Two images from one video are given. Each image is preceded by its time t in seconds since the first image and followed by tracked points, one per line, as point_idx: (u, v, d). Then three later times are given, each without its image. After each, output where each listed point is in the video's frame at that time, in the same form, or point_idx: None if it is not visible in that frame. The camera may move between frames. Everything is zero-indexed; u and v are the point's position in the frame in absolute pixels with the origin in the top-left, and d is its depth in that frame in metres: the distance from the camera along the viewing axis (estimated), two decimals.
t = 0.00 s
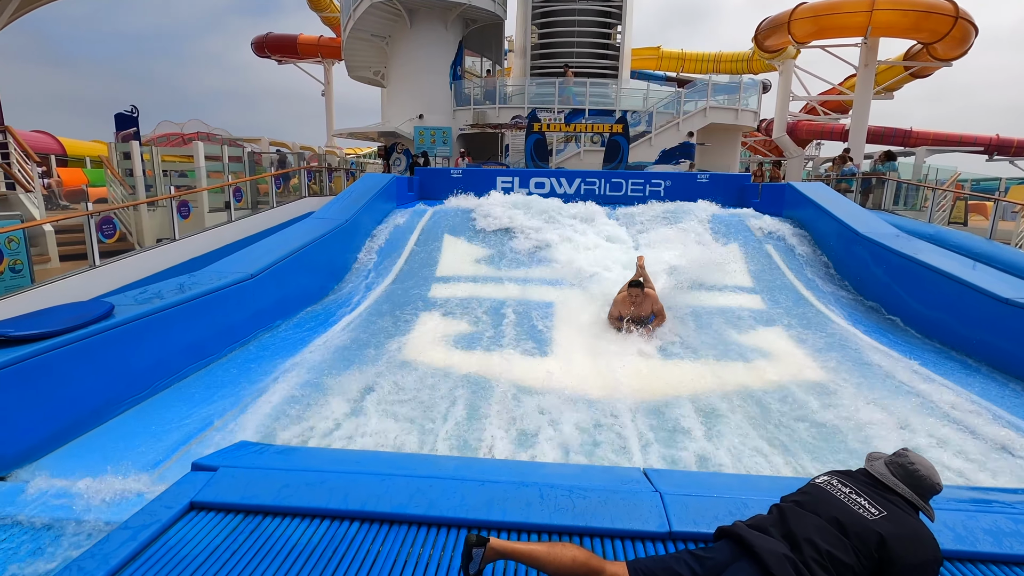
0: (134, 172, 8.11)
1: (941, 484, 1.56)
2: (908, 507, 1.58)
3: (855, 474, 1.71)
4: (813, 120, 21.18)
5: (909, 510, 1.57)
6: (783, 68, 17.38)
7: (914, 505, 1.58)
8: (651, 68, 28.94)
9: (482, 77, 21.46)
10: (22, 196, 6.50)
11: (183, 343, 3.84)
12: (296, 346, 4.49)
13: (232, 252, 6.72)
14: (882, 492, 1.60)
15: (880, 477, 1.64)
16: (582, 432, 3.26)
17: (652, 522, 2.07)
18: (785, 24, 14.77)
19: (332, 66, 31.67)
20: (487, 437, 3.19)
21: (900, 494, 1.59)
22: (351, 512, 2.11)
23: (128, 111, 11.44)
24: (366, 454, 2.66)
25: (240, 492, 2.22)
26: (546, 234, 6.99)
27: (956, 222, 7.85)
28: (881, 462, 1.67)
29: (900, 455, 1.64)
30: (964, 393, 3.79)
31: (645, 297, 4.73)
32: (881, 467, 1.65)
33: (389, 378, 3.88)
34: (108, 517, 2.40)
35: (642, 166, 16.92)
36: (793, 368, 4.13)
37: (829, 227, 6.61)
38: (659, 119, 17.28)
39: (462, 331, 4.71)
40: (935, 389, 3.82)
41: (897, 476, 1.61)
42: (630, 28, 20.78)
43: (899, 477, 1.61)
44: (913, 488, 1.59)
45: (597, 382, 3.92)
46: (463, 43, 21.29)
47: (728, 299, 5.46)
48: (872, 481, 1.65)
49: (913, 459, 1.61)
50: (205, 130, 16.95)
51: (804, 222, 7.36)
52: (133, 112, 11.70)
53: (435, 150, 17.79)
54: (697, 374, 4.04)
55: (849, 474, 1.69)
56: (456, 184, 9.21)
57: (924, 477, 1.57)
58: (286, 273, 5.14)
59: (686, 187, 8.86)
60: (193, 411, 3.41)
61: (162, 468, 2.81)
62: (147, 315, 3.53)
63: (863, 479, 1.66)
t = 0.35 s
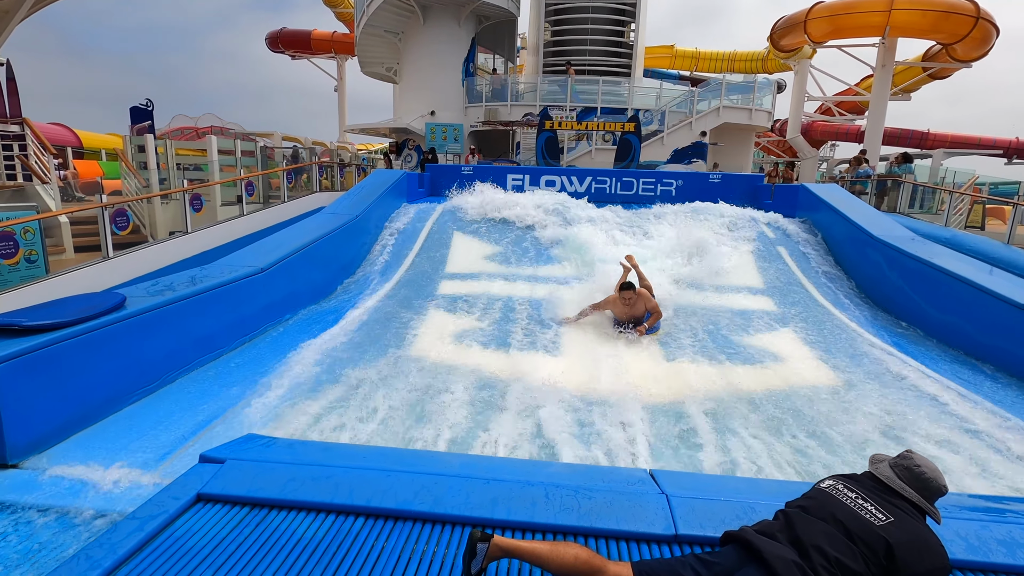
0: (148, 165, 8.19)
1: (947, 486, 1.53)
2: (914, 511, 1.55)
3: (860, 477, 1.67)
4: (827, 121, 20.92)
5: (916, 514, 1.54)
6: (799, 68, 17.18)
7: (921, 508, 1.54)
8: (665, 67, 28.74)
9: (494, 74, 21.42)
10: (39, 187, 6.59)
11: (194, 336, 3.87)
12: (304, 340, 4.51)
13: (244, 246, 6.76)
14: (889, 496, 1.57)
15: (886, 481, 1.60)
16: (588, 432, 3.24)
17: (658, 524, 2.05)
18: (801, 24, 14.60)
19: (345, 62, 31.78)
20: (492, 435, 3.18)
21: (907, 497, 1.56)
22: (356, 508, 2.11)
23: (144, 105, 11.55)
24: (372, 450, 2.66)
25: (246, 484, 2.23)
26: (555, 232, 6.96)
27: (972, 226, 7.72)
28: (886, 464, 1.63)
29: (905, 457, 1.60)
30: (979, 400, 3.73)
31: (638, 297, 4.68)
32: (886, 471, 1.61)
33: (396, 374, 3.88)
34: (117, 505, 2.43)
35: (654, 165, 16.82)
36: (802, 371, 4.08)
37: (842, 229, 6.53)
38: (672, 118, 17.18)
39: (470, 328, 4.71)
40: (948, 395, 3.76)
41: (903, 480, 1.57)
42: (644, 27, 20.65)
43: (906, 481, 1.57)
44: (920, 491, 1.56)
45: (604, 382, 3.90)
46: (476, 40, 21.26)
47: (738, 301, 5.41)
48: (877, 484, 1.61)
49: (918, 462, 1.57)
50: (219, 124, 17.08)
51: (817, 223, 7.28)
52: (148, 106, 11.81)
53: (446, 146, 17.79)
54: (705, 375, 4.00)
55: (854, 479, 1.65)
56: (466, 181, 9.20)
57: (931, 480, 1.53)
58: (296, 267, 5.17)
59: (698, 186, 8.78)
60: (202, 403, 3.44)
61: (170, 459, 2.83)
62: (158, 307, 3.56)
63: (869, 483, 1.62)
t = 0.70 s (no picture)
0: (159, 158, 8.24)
1: (950, 488, 1.52)
2: (919, 514, 1.54)
3: (863, 478, 1.66)
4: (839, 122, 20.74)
5: (920, 517, 1.53)
6: (810, 68, 17.05)
7: (925, 511, 1.53)
8: (675, 65, 28.60)
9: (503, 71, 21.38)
10: (51, 178, 6.64)
11: (202, 328, 3.90)
12: (312, 334, 4.53)
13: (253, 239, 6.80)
14: (892, 499, 1.55)
15: (889, 484, 1.59)
16: (593, 431, 3.24)
17: (663, 524, 2.05)
18: (814, 23, 14.47)
19: (354, 57, 31.83)
20: (498, 432, 3.18)
21: (912, 500, 1.54)
22: (362, 502, 2.12)
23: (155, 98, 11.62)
24: (378, 445, 2.67)
25: (253, 477, 2.24)
26: (563, 231, 6.95)
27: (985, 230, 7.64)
28: (890, 467, 1.62)
29: (908, 459, 1.59)
30: (989, 405, 3.69)
31: (615, 293, 4.65)
32: (890, 473, 1.60)
33: (402, 370, 3.89)
34: (126, 495, 2.45)
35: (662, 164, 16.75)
36: (810, 373, 4.06)
37: (853, 231, 6.47)
38: (682, 117, 17.10)
39: (476, 325, 4.71)
40: (958, 400, 3.72)
41: (907, 482, 1.56)
42: (655, 25, 20.53)
43: (910, 483, 1.56)
44: (924, 493, 1.55)
45: (610, 381, 3.89)
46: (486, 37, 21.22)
47: (746, 302, 5.38)
48: (881, 486, 1.60)
49: (922, 464, 1.56)
50: (229, 119, 17.15)
51: (827, 225, 7.23)
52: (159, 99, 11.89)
53: (454, 143, 17.81)
54: (712, 376, 3.99)
55: (858, 481, 1.64)
56: (474, 178, 9.20)
57: (934, 483, 1.52)
58: (305, 262, 5.19)
59: (707, 186, 8.73)
60: (210, 395, 3.46)
61: (178, 451, 2.86)
62: (168, 299, 3.58)
63: (873, 485, 1.61)
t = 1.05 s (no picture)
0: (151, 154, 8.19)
1: (925, 483, 1.57)
2: (898, 510, 1.57)
3: (844, 476, 1.69)
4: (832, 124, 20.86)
5: (899, 512, 1.57)
6: (804, 70, 17.15)
7: (903, 506, 1.58)
8: (670, 66, 28.70)
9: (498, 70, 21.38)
10: (41, 173, 6.58)
11: (195, 325, 3.88)
12: (305, 332, 4.52)
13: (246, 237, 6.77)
14: (874, 496, 1.59)
15: (869, 480, 1.63)
16: (587, 430, 3.25)
17: (654, 523, 2.06)
18: (808, 26, 14.57)
19: (349, 55, 31.74)
20: (490, 431, 3.19)
21: (891, 496, 1.58)
22: (354, 500, 2.12)
23: (148, 94, 11.55)
24: (370, 443, 2.67)
25: (245, 475, 2.24)
26: (557, 231, 6.97)
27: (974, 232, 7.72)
28: (869, 463, 1.66)
29: (886, 456, 1.64)
30: (976, 406, 3.73)
31: (568, 291, 4.68)
32: (870, 470, 1.64)
33: (396, 369, 3.89)
34: (117, 494, 2.44)
35: (657, 165, 16.80)
36: (801, 373, 4.09)
37: (845, 233, 6.52)
38: (676, 118, 17.17)
39: (470, 324, 4.72)
40: (947, 401, 3.77)
41: (886, 478, 1.60)
42: (650, 25, 20.59)
43: (889, 479, 1.60)
44: (902, 489, 1.59)
45: (603, 380, 3.91)
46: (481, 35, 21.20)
47: (738, 302, 5.42)
48: (862, 483, 1.64)
49: (899, 460, 1.61)
50: (222, 115, 17.05)
51: (819, 226, 7.28)
52: (152, 95, 11.81)
53: (449, 142, 17.78)
54: (704, 376, 4.01)
55: (840, 478, 1.67)
56: (469, 177, 9.19)
57: (910, 478, 1.57)
58: (298, 259, 5.18)
59: (701, 187, 8.77)
60: (203, 392, 3.45)
61: (170, 449, 2.85)
62: (160, 296, 3.57)
63: (854, 482, 1.64)
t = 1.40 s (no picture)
0: (128, 153, 8.03)
1: (892, 468, 1.60)
2: (870, 495, 1.61)
3: (817, 463, 1.72)
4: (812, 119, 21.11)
5: (870, 498, 1.60)
6: (785, 65, 17.34)
7: (874, 491, 1.61)
8: (653, 63, 28.84)
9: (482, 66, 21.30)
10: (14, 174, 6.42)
11: (176, 327, 3.83)
12: (289, 332, 4.47)
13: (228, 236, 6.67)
14: (847, 483, 1.62)
15: (842, 468, 1.65)
16: (574, 425, 3.27)
17: (639, 515, 2.08)
18: (788, 21, 14.71)
19: (331, 51, 31.42)
20: (476, 428, 3.19)
21: (863, 482, 1.61)
22: (339, 500, 2.11)
23: (124, 92, 11.32)
24: (356, 442, 2.66)
25: (228, 477, 2.22)
26: (542, 227, 6.98)
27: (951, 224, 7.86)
28: (840, 451, 1.69)
29: (855, 443, 1.67)
30: (951, 394, 3.82)
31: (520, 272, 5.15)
32: (841, 457, 1.67)
33: (381, 367, 3.87)
34: (96, 499, 2.40)
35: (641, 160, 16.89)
36: (783, 365, 4.14)
37: (825, 227, 6.61)
38: (660, 113, 17.25)
39: (455, 321, 4.71)
40: (923, 390, 3.85)
41: (857, 465, 1.63)
42: (633, 21, 20.65)
43: (860, 466, 1.63)
44: (873, 475, 1.62)
45: (589, 375, 3.92)
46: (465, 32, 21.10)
47: (721, 296, 5.47)
48: (835, 471, 1.66)
49: (868, 446, 1.64)
50: (202, 113, 16.77)
51: (800, 220, 7.37)
52: (128, 93, 11.58)
53: (434, 138, 17.69)
54: (688, 369, 4.05)
55: (814, 466, 1.69)
56: (453, 174, 9.15)
57: (879, 463, 1.60)
58: (281, 258, 5.12)
59: (684, 182, 8.83)
60: (184, 395, 3.40)
61: (151, 452, 2.80)
62: (139, 297, 3.51)
63: (827, 470, 1.67)
